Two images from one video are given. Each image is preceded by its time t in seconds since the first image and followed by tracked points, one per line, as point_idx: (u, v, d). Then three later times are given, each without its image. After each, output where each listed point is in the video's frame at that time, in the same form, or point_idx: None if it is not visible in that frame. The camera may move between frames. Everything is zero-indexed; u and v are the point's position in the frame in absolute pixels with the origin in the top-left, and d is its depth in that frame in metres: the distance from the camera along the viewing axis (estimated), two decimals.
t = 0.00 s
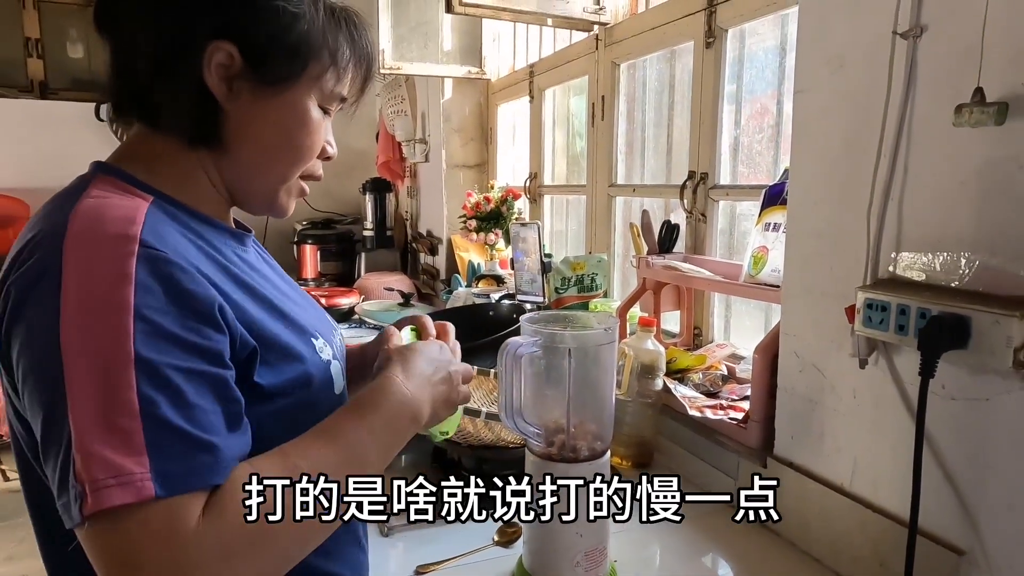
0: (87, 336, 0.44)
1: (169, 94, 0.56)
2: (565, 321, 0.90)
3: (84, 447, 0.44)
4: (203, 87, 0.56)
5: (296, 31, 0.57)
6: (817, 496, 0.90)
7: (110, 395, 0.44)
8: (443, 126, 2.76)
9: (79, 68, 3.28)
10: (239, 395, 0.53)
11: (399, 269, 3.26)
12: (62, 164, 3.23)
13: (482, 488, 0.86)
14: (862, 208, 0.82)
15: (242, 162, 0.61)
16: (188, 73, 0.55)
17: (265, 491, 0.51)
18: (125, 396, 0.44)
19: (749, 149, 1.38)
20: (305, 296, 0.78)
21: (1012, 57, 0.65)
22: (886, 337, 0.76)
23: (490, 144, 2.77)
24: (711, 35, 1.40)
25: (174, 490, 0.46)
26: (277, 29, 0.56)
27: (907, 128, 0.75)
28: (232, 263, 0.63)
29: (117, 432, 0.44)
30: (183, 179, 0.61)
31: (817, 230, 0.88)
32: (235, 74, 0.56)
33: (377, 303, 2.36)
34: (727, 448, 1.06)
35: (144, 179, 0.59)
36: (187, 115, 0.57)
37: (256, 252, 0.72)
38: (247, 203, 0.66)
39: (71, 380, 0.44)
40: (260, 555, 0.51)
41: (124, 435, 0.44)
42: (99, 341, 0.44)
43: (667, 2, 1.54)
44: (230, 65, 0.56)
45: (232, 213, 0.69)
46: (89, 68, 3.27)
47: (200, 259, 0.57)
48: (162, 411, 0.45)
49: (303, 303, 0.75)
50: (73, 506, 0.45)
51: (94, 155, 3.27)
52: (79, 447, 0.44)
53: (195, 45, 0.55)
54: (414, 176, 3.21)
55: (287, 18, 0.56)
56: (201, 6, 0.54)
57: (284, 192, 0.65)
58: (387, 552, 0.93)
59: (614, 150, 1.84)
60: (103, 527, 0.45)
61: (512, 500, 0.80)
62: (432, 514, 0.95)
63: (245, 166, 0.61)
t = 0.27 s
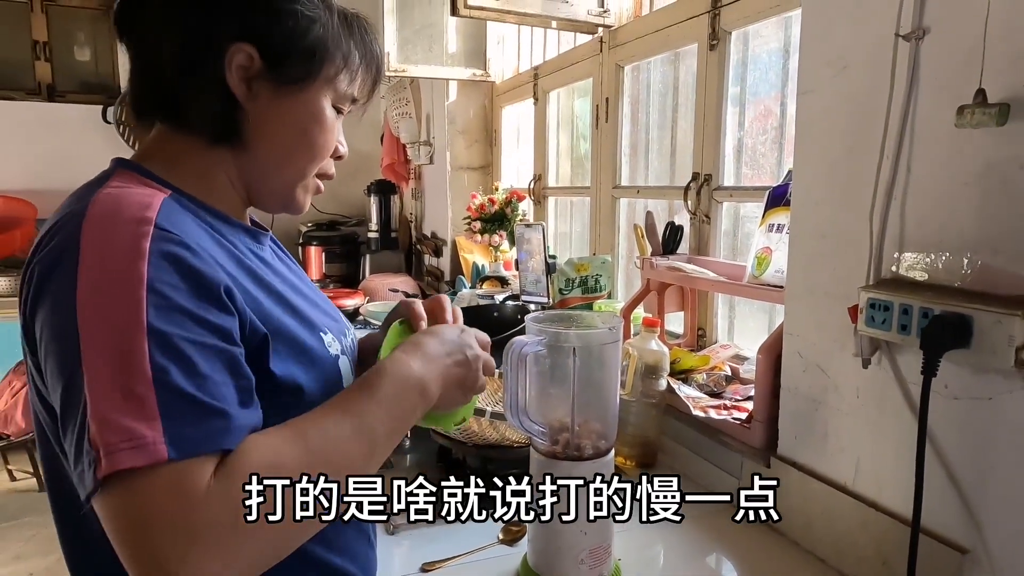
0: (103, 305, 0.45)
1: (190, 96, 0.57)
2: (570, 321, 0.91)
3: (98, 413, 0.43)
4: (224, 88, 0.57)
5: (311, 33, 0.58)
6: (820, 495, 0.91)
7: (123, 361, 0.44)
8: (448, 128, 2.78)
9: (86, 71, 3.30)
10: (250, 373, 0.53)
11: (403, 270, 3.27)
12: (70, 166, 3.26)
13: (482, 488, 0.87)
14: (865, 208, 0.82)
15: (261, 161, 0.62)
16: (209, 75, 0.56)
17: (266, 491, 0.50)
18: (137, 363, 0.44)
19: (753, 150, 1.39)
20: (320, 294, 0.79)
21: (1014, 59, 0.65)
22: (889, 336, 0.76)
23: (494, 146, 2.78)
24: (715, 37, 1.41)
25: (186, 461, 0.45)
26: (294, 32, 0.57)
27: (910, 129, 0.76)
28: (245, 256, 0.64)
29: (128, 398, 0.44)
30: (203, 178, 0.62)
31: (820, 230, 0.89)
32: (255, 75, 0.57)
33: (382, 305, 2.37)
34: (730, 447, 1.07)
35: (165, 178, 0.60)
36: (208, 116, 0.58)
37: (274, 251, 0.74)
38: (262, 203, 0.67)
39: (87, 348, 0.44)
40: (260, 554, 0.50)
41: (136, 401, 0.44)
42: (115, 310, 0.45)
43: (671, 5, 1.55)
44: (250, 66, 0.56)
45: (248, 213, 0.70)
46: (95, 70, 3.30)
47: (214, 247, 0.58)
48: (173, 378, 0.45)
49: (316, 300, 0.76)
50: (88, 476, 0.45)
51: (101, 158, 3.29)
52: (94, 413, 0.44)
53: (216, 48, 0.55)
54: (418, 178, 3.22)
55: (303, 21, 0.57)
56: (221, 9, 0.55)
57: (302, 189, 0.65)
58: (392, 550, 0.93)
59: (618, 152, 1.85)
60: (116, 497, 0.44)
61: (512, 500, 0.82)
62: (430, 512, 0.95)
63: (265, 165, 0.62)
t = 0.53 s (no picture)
0: (152, 262, 0.45)
1: (201, 96, 0.58)
2: (571, 320, 0.92)
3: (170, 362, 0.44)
4: (234, 89, 0.57)
5: (321, 39, 0.59)
6: (822, 495, 0.91)
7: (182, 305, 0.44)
8: (451, 130, 2.79)
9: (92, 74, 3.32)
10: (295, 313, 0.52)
11: (407, 272, 3.28)
12: (76, 167, 3.29)
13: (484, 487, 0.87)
14: (866, 209, 0.83)
15: (269, 161, 0.63)
16: (221, 78, 0.57)
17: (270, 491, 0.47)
18: (196, 305, 0.44)
19: (756, 152, 1.39)
20: (327, 294, 0.79)
21: (1013, 60, 0.66)
22: (890, 336, 0.77)
23: (498, 148, 2.79)
24: (717, 39, 1.41)
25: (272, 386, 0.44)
26: (306, 37, 0.58)
27: (910, 130, 0.77)
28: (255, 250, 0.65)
29: (195, 337, 0.44)
30: (214, 174, 0.62)
31: (821, 231, 0.89)
32: (266, 77, 0.58)
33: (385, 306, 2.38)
34: (732, 448, 1.07)
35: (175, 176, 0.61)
36: (218, 116, 0.58)
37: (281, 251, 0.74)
38: (269, 202, 0.67)
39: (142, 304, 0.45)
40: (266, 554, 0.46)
41: (205, 338, 0.44)
42: (166, 264, 0.45)
43: (674, 7, 1.55)
44: (260, 68, 0.57)
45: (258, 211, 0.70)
46: (103, 74, 3.30)
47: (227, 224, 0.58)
48: (231, 312, 0.45)
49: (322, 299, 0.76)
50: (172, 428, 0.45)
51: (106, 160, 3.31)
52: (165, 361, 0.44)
53: (227, 50, 0.56)
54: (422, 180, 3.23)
55: (312, 25, 0.58)
56: (233, 13, 0.55)
57: (308, 189, 0.66)
58: (396, 549, 0.94)
59: (621, 153, 1.86)
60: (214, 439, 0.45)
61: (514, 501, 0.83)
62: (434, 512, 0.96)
63: (274, 164, 0.63)
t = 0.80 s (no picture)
0: (221, 207, 0.48)
1: (214, 97, 0.58)
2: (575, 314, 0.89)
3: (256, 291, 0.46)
4: (247, 90, 0.57)
5: (332, 40, 0.60)
6: (826, 494, 0.91)
7: (262, 235, 0.47)
8: (455, 132, 2.80)
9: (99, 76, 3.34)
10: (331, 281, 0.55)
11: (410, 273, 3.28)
12: (83, 169, 3.30)
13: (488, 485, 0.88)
14: (870, 208, 0.83)
15: (281, 160, 0.63)
16: (236, 75, 0.57)
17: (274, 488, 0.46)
18: (274, 234, 0.48)
19: (760, 152, 1.40)
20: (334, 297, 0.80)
21: (1016, 58, 0.66)
22: (893, 335, 0.77)
23: (502, 149, 2.79)
24: (721, 40, 1.42)
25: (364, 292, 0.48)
26: (318, 37, 0.59)
27: (914, 129, 0.77)
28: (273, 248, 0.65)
29: (281, 265, 0.47)
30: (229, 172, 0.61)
31: (825, 231, 0.90)
32: (278, 78, 0.59)
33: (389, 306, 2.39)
34: (736, 447, 1.07)
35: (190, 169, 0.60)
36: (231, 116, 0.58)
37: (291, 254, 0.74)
38: (281, 201, 0.66)
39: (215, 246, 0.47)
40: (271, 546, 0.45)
41: (291, 259, 0.47)
42: (232, 207, 0.48)
43: (678, 8, 1.56)
44: (274, 71, 0.58)
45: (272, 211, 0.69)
46: (109, 77, 3.31)
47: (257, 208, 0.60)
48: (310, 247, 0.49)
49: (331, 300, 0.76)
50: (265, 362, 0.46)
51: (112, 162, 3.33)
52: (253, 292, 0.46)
53: (241, 53, 0.56)
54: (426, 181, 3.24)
55: (321, 30, 0.59)
56: (248, 17, 0.56)
57: (317, 187, 0.66)
58: (400, 548, 0.94)
59: (624, 154, 1.86)
60: (308, 358, 0.47)
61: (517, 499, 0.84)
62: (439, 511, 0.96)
63: (287, 160, 0.63)
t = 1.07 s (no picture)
0: (227, 192, 0.50)
1: (235, 101, 0.59)
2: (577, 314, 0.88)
3: (254, 272, 0.47)
4: (267, 95, 0.59)
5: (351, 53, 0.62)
6: (828, 495, 0.91)
7: (265, 216, 0.49)
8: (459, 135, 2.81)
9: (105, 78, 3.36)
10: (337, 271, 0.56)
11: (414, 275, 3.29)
12: (89, 171, 3.32)
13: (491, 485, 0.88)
14: (872, 209, 0.83)
15: (296, 164, 0.63)
16: (256, 79, 0.58)
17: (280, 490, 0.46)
18: (277, 215, 0.49)
19: (762, 154, 1.40)
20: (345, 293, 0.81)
21: (1016, 60, 0.66)
22: (895, 336, 0.77)
23: (505, 151, 2.80)
24: (723, 42, 1.42)
25: (362, 270, 0.49)
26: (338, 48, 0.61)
27: (915, 131, 0.77)
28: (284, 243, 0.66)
29: (283, 245, 0.48)
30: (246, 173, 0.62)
31: (827, 232, 0.90)
32: (297, 85, 0.60)
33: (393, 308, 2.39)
34: (739, 448, 1.07)
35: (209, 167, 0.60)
36: (250, 119, 0.59)
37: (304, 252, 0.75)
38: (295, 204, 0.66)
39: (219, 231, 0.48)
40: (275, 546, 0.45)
41: (291, 239, 0.48)
42: (238, 193, 0.50)
43: (680, 11, 1.56)
44: (293, 79, 0.60)
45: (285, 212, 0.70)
46: (115, 79, 3.33)
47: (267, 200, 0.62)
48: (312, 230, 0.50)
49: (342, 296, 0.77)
50: (260, 344, 0.47)
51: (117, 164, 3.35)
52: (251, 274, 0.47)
53: (263, 61, 0.58)
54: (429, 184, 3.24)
55: (340, 43, 0.61)
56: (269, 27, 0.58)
57: (330, 193, 0.67)
58: (403, 548, 0.95)
59: (627, 157, 1.87)
60: (311, 335, 0.48)
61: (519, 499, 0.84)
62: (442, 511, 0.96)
63: (303, 163, 0.63)
